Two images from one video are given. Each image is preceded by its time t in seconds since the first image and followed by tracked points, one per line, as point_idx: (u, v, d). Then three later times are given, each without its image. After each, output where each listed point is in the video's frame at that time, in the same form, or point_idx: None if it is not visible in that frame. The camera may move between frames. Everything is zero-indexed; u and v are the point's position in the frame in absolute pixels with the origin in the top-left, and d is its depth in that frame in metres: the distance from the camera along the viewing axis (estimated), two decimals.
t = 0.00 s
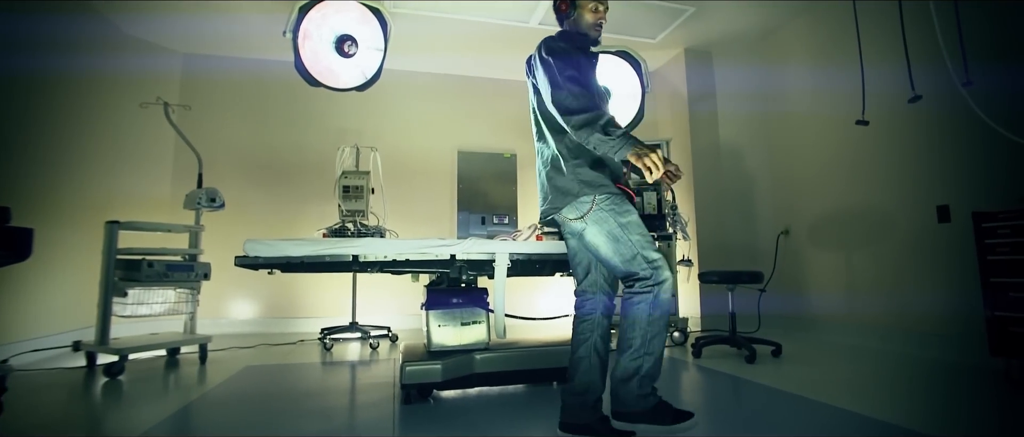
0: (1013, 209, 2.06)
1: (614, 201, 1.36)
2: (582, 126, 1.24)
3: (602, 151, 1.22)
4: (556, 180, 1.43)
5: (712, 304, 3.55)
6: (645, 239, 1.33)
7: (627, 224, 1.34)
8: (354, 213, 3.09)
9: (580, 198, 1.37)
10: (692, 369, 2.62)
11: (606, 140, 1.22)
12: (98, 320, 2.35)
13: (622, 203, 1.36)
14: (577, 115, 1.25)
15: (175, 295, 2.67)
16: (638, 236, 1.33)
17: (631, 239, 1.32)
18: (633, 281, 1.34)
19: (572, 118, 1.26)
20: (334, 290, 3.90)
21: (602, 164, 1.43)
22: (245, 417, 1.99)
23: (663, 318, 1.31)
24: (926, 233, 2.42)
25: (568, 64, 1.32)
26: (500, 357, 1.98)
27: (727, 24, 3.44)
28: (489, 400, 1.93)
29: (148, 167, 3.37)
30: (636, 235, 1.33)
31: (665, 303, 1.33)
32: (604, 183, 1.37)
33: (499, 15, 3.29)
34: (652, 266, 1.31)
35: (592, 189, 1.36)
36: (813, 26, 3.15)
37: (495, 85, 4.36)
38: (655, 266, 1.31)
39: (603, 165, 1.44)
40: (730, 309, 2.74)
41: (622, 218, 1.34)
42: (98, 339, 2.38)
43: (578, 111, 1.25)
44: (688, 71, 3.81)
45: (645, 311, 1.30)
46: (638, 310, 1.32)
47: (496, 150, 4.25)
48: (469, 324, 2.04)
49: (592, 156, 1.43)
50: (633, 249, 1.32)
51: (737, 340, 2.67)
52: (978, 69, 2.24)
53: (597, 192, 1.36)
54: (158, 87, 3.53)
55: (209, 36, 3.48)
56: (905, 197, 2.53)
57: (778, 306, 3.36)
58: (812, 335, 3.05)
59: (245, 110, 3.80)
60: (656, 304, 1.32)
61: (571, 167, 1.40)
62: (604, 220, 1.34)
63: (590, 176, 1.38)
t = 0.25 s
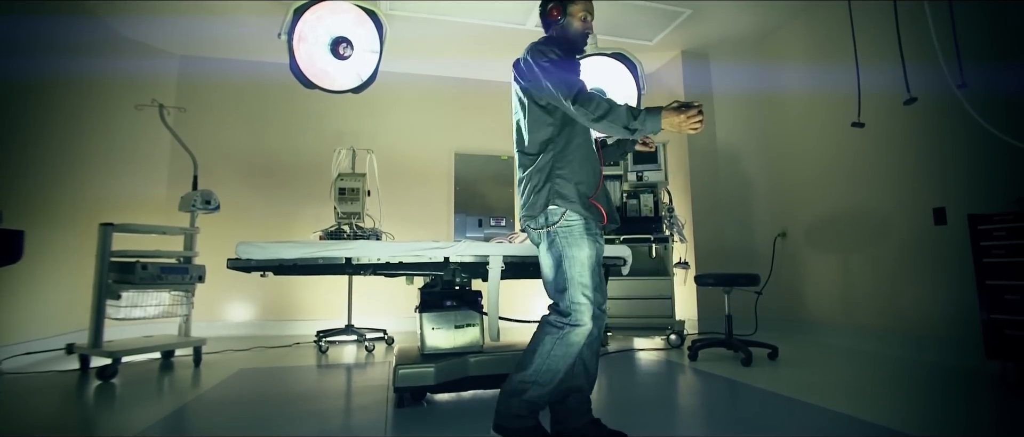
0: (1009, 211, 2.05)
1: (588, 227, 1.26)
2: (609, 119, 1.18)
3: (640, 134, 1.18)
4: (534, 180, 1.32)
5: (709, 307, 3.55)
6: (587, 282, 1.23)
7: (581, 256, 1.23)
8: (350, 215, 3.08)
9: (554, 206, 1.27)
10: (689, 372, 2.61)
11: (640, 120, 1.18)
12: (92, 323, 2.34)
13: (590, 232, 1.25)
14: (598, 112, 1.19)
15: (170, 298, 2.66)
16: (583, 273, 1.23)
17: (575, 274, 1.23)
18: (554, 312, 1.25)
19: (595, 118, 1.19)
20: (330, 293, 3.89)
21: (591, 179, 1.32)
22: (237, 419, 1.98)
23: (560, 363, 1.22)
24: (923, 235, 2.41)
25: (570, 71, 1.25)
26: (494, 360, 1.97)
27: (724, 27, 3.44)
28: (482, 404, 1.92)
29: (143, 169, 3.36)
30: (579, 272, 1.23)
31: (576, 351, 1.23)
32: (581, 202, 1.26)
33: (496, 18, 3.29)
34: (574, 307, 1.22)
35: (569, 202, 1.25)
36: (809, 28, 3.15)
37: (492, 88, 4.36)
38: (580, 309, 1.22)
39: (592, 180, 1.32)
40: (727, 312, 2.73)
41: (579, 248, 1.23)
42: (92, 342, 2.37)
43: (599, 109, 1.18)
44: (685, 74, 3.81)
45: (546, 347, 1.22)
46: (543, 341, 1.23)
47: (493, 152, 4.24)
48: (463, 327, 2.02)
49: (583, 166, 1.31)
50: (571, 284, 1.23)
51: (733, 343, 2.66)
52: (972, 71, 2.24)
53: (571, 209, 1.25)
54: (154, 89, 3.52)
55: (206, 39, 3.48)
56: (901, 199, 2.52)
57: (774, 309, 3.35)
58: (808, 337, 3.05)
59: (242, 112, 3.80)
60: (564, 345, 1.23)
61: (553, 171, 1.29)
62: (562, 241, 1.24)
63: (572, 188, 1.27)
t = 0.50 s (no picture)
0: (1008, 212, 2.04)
1: (546, 234, 1.23)
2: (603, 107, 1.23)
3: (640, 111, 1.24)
4: (502, 180, 1.31)
5: (707, 308, 3.53)
6: (533, 290, 1.20)
7: (531, 262, 1.21)
8: (347, 217, 3.08)
9: (516, 208, 1.25)
10: (686, 374, 2.60)
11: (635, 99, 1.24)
12: (88, 324, 2.34)
13: (546, 239, 1.22)
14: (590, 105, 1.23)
15: (167, 299, 2.65)
16: (530, 280, 1.20)
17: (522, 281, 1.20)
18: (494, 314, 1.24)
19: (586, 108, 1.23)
20: (328, 294, 3.88)
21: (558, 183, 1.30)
22: (232, 421, 1.97)
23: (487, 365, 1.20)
24: (921, 236, 2.41)
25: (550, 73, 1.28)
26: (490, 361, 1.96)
27: (722, 27, 3.43)
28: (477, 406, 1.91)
29: (140, 171, 3.36)
30: (526, 278, 1.20)
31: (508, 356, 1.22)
32: (543, 206, 1.24)
33: (494, 19, 3.29)
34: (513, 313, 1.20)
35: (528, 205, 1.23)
36: (808, 29, 3.14)
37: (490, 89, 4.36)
38: (518, 315, 1.20)
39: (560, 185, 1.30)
40: (725, 314, 2.72)
41: (531, 255, 1.21)
42: (88, 344, 2.36)
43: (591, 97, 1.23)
44: (683, 75, 3.80)
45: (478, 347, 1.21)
46: (478, 341, 1.23)
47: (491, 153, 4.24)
48: (459, 329, 2.01)
49: (551, 170, 1.29)
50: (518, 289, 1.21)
51: (731, 344, 2.65)
52: (970, 71, 2.23)
53: (531, 212, 1.23)
54: (152, 91, 3.51)
55: (204, 40, 3.48)
56: (899, 200, 2.52)
57: (773, 310, 3.34)
58: (807, 339, 3.03)
59: (240, 114, 3.80)
60: (498, 349, 1.22)
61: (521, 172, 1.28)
62: (515, 245, 1.22)
63: (536, 191, 1.25)
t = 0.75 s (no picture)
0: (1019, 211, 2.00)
1: (517, 242, 1.22)
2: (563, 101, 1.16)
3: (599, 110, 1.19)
4: (477, 190, 1.30)
5: (714, 309, 3.51)
6: (508, 301, 1.20)
7: (504, 272, 1.20)
8: (351, 217, 3.10)
9: (490, 218, 1.25)
10: (692, 376, 2.57)
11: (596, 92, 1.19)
12: (96, 324, 2.36)
13: (519, 249, 1.22)
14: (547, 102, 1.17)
15: (174, 300, 2.65)
16: (503, 291, 1.20)
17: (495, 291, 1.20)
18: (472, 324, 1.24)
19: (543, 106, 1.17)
20: (334, 295, 3.90)
21: (530, 190, 1.28)
22: (237, 420, 1.99)
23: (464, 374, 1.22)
24: (930, 236, 2.36)
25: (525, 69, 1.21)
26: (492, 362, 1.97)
27: (727, 26, 3.40)
28: (480, 407, 1.91)
29: (148, 173, 3.40)
30: (501, 289, 1.20)
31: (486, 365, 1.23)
32: (517, 215, 1.23)
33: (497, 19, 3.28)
34: (489, 323, 1.20)
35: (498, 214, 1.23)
36: (814, 26, 3.10)
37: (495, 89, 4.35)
38: (494, 326, 1.20)
39: (532, 191, 1.28)
40: (731, 315, 2.69)
41: (503, 265, 1.20)
42: (97, 343, 2.40)
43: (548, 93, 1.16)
44: (688, 74, 3.77)
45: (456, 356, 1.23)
46: (457, 351, 1.24)
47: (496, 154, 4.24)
48: (460, 330, 2.01)
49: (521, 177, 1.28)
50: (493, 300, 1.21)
51: (736, 345, 2.63)
52: (980, 68, 2.19)
53: (501, 221, 1.23)
54: (159, 93, 3.55)
55: (211, 42, 3.52)
56: (908, 200, 2.47)
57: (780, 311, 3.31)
58: (814, 340, 3.00)
59: (247, 116, 3.84)
60: (476, 360, 1.22)
61: (492, 181, 1.28)
62: (488, 256, 1.22)
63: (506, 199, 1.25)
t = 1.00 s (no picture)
0: None
1: (500, 240, 1.23)
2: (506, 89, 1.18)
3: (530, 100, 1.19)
4: (463, 190, 1.32)
5: (722, 310, 3.46)
6: (499, 300, 1.21)
7: (493, 272, 1.22)
8: (357, 217, 3.11)
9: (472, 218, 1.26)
10: (699, 377, 2.54)
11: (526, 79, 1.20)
12: (105, 323, 2.39)
13: (505, 247, 1.23)
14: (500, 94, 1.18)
15: (182, 299, 2.70)
16: (492, 289, 1.21)
17: (484, 291, 1.22)
18: (469, 326, 1.26)
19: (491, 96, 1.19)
20: (340, 294, 3.92)
21: (513, 187, 1.27)
22: (241, 419, 1.99)
23: (467, 377, 1.22)
24: (942, 235, 2.32)
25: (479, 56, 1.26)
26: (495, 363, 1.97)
27: (735, 23, 3.36)
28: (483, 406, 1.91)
29: (157, 174, 3.45)
30: (491, 288, 1.22)
31: (487, 366, 1.23)
32: (498, 212, 1.24)
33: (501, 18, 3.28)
34: (483, 324, 1.21)
35: (479, 213, 1.24)
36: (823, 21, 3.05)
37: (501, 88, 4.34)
38: (488, 326, 1.21)
39: (515, 188, 1.27)
40: (738, 315, 2.66)
41: (490, 264, 1.22)
42: (106, 342, 2.43)
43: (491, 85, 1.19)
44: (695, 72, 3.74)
45: (456, 359, 1.24)
46: (456, 355, 1.25)
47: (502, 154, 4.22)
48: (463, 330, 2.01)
49: (503, 175, 1.28)
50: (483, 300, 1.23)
51: (744, 346, 2.59)
52: (995, 63, 2.14)
53: (481, 221, 1.24)
54: (166, 95, 3.59)
55: (218, 44, 3.55)
56: (919, 198, 2.43)
57: (789, 312, 3.26)
58: (825, 341, 2.95)
59: (254, 117, 3.87)
60: (475, 362, 1.23)
61: (473, 180, 1.29)
62: (477, 256, 1.24)
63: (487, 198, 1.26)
